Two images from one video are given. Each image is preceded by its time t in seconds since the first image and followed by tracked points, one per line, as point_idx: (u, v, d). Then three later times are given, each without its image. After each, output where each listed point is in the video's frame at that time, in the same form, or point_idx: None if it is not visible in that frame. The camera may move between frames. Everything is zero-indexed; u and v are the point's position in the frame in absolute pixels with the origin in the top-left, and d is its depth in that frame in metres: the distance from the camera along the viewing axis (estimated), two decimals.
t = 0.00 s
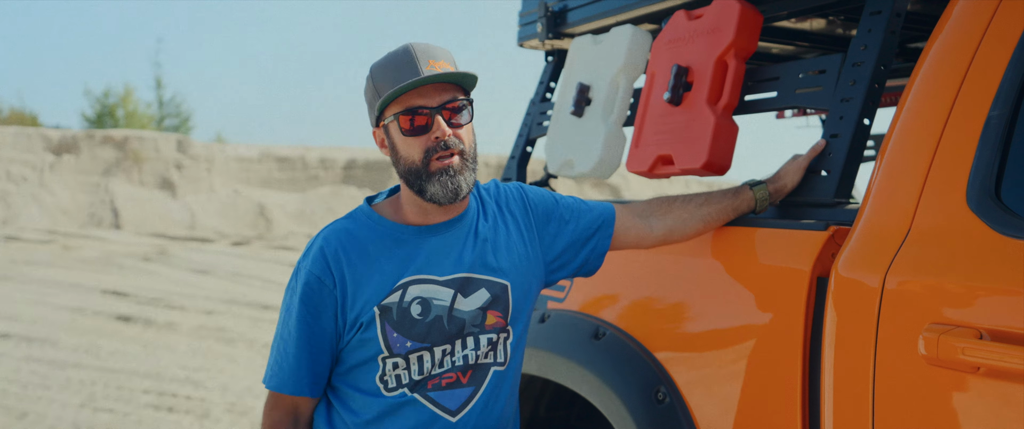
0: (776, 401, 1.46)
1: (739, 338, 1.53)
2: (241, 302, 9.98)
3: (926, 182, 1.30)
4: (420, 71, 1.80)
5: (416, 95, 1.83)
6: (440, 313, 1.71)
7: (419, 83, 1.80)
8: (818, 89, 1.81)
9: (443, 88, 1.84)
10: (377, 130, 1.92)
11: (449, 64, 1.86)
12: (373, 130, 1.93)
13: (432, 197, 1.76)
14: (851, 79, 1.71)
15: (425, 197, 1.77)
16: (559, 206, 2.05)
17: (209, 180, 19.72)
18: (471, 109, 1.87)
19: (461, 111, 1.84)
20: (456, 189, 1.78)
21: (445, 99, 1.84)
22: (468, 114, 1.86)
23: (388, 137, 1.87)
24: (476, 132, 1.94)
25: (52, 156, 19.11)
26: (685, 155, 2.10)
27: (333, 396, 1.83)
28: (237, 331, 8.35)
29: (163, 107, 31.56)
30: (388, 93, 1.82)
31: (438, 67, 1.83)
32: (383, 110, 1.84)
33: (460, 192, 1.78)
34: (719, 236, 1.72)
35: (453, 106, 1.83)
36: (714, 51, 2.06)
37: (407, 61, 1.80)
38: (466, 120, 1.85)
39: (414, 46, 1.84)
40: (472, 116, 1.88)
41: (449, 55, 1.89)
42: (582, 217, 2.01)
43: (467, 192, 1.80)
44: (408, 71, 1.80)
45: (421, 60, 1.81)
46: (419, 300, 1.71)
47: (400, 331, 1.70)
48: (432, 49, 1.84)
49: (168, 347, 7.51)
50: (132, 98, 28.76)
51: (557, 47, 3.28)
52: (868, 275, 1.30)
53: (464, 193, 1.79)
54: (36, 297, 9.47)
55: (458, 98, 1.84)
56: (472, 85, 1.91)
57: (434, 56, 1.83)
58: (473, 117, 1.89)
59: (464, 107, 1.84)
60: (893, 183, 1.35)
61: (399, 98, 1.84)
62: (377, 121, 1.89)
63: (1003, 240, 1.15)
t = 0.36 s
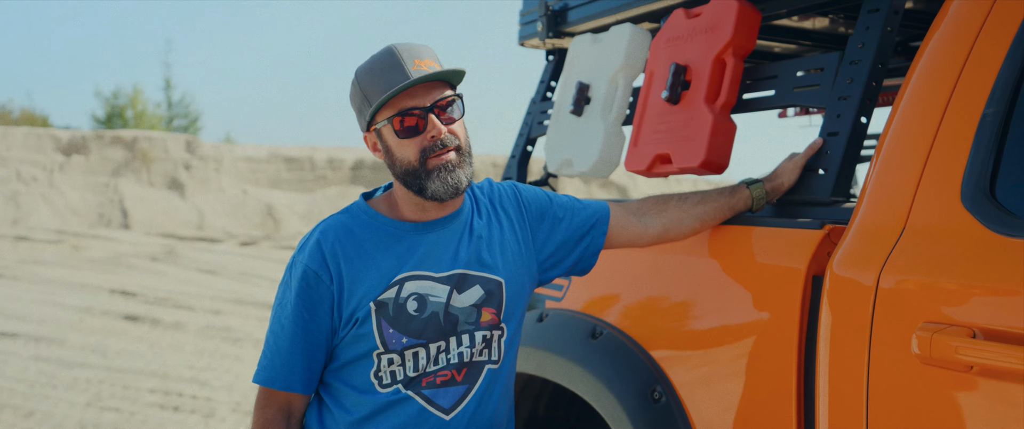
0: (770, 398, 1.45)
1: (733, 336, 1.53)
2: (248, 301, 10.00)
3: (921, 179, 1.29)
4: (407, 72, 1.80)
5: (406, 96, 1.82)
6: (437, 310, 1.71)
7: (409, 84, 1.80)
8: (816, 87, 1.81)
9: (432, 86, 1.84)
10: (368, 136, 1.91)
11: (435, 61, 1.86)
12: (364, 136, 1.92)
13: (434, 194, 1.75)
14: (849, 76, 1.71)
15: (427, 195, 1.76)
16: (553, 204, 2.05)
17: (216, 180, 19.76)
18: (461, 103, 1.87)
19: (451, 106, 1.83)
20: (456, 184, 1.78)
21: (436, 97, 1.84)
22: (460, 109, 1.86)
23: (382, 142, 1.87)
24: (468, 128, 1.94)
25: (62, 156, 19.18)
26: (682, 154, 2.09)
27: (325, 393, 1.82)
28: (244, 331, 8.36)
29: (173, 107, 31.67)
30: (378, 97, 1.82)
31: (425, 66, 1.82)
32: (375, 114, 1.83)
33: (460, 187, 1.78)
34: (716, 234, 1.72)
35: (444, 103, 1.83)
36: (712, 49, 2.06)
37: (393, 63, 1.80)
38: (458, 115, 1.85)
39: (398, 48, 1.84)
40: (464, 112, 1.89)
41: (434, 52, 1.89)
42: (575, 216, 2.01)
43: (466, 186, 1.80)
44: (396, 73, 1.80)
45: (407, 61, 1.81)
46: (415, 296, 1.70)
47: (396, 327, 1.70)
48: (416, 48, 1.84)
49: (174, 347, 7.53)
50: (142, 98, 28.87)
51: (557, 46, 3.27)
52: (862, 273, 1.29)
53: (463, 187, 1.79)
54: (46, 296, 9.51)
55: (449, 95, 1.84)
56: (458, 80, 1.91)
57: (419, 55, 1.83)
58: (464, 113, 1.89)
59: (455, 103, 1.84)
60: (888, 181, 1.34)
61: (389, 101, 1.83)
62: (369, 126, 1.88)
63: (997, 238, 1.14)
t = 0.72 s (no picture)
0: (764, 397, 1.45)
1: (727, 335, 1.52)
2: (254, 301, 10.00)
3: (915, 177, 1.28)
4: (396, 71, 1.80)
5: (394, 95, 1.82)
6: (427, 309, 1.71)
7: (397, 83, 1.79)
8: (812, 85, 1.80)
9: (420, 84, 1.84)
10: (356, 134, 1.90)
11: (423, 59, 1.85)
12: (352, 134, 1.92)
13: (423, 192, 1.75)
14: (845, 74, 1.70)
15: (415, 193, 1.75)
16: (546, 202, 2.04)
17: (222, 180, 19.80)
18: (449, 101, 1.87)
19: (439, 104, 1.84)
20: (445, 182, 1.78)
21: (424, 95, 1.84)
22: (448, 106, 1.86)
23: (369, 140, 1.86)
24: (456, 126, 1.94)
25: (69, 156, 19.23)
26: (678, 152, 2.08)
27: (316, 392, 1.82)
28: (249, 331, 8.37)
29: (181, 108, 31.73)
30: (366, 96, 1.82)
31: (413, 63, 1.82)
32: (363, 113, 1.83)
33: (448, 184, 1.78)
34: (711, 232, 1.71)
35: (431, 101, 1.83)
36: (708, 47, 2.05)
37: (381, 62, 1.80)
38: (446, 113, 1.86)
39: (386, 46, 1.83)
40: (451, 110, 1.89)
41: (422, 50, 1.89)
42: (568, 213, 2.00)
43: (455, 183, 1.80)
44: (384, 71, 1.80)
45: (395, 59, 1.80)
46: (406, 295, 1.70)
47: (386, 326, 1.69)
48: (404, 46, 1.84)
49: (179, 346, 7.54)
50: (149, 99, 28.92)
51: (557, 44, 3.26)
52: (855, 272, 1.28)
53: (452, 185, 1.79)
54: (52, 296, 9.54)
55: (437, 93, 1.84)
56: (446, 77, 1.91)
57: (407, 52, 1.83)
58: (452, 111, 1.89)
59: (442, 101, 1.85)
60: (881, 179, 1.34)
61: (377, 100, 1.83)
62: (357, 124, 1.87)
63: (990, 236, 1.14)
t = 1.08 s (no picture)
0: (758, 398, 1.44)
1: (721, 334, 1.51)
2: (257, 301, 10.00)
3: (910, 175, 1.27)
4: (390, 71, 1.78)
5: (388, 96, 1.80)
6: (417, 308, 1.70)
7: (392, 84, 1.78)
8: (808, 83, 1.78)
9: (415, 85, 1.83)
10: (348, 130, 1.89)
11: (418, 58, 1.84)
12: (344, 131, 1.90)
13: (414, 196, 1.74)
14: (841, 72, 1.69)
15: (407, 196, 1.75)
16: (540, 200, 2.02)
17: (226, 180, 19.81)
18: (444, 102, 1.86)
19: (433, 106, 1.83)
20: (437, 186, 1.77)
21: (418, 97, 1.82)
22: (442, 108, 1.85)
23: (362, 139, 1.85)
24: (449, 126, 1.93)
25: (75, 156, 19.26)
26: (675, 151, 2.07)
27: (306, 392, 1.81)
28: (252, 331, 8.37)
29: (185, 108, 31.76)
30: (359, 95, 1.80)
31: (408, 63, 1.81)
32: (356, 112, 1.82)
33: (440, 189, 1.78)
34: (706, 231, 1.70)
35: (426, 102, 1.82)
36: (705, 45, 2.04)
37: (376, 61, 1.78)
38: (439, 114, 1.84)
39: (381, 44, 1.82)
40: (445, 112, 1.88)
41: (418, 49, 1.88)
42: (562, 212, 1.99)
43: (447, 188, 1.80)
44: (378, 71, 1.78)
45: (390, 58, 1.79)
46: (395, 295, 1.69)
47: (375, 326, 1.68)
48: (399, 44, 1.83)
49: (182, 346, 7.54)
50: (154, 99, 28.96)
51: (556, 43, 3.26)
52: (850, 270, 1.27)
53: (444, 189, 1.79)
54: (58, 295, 9.56)
55: (431, 94, 1.83)
56: (441, 77, 1.89)
57: (402, 52, 1.81)
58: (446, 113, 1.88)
59: (436, 102, 1.84)
60: (876, 177, 1.32)
61: (370, 99, 1.82)
62: (349, 122, 1.86)
63: (985, 234, 1.12)
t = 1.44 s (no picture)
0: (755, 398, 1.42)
1: (718, 334, 1.51)
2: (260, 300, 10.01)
3: (907, 172, 1.26)
4: (385, 74, 1.77)
5: (383, 99, 1.79)
6: (412, 308, 1.69)
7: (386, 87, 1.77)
8: (807, 81, 1.77)
9: (410, 89, 1.81)
10: (341, 129, 1.87)
11: (413, 60, 1.83)
12: (337, 130, 1.89)
13: (407, 200, 1.73)
14: (839, 69, 1.67)
15: (398, 200, 1.73)
16: (535, 198, 2.01)
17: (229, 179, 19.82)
18: (438, 106, 1.85)
19: (428, 109, 1.82)
20: (429, 191, 1.75)
21: (413, 101, 1.81)
22: (437, 113, 1.84)
23: (355, 140, 1.84)
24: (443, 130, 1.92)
25: (79, 156, 19.27)
26: (673, 149, 2.06)
27: (299, 392, 1.80)
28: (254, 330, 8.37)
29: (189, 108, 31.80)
30: (353, 97, 1.79)
31: (403, 65, 1.80)
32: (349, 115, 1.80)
33: (433, 194, 1.76)
34: (703, 230, 1.69)
35: (420, 106, 1.80)
36: (703, 43, 2.03)
37: (371, 64, 1.77)
38: (433, 118, 1.83)
39: (376, 45, 1.80)
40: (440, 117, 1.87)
41: (413, 50, 1.86)
42: (558, 210, 1.98)
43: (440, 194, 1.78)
44: (373, 72, 1.77)
45: (384, 60, 1.77)
46: (390, 295, 1.68)
47: (370, 326, 1.67)
48: (394, 46, 1.81)
49: (185, 346, 7.53)
50: (157, 98, 28.99)
51: (555, 41, 3.24)
52: (846, 269, 1.26)
53: (437, 195, 1.77)
54: (62, 295, 9.57)
55: (426, 99, 1.82)
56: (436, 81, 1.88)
57: (397, 54, 1.80)
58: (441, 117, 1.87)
59: (430, 105, 1.83)
60: (874, 175, 1.31)
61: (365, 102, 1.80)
62: (342, 122, 1.84)
63: (982, 233, 1.11)
